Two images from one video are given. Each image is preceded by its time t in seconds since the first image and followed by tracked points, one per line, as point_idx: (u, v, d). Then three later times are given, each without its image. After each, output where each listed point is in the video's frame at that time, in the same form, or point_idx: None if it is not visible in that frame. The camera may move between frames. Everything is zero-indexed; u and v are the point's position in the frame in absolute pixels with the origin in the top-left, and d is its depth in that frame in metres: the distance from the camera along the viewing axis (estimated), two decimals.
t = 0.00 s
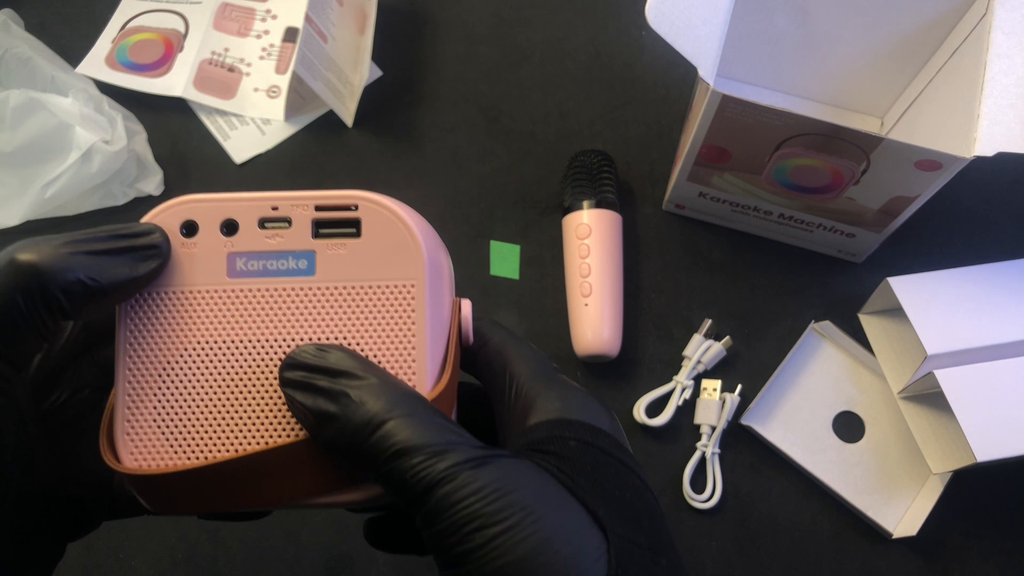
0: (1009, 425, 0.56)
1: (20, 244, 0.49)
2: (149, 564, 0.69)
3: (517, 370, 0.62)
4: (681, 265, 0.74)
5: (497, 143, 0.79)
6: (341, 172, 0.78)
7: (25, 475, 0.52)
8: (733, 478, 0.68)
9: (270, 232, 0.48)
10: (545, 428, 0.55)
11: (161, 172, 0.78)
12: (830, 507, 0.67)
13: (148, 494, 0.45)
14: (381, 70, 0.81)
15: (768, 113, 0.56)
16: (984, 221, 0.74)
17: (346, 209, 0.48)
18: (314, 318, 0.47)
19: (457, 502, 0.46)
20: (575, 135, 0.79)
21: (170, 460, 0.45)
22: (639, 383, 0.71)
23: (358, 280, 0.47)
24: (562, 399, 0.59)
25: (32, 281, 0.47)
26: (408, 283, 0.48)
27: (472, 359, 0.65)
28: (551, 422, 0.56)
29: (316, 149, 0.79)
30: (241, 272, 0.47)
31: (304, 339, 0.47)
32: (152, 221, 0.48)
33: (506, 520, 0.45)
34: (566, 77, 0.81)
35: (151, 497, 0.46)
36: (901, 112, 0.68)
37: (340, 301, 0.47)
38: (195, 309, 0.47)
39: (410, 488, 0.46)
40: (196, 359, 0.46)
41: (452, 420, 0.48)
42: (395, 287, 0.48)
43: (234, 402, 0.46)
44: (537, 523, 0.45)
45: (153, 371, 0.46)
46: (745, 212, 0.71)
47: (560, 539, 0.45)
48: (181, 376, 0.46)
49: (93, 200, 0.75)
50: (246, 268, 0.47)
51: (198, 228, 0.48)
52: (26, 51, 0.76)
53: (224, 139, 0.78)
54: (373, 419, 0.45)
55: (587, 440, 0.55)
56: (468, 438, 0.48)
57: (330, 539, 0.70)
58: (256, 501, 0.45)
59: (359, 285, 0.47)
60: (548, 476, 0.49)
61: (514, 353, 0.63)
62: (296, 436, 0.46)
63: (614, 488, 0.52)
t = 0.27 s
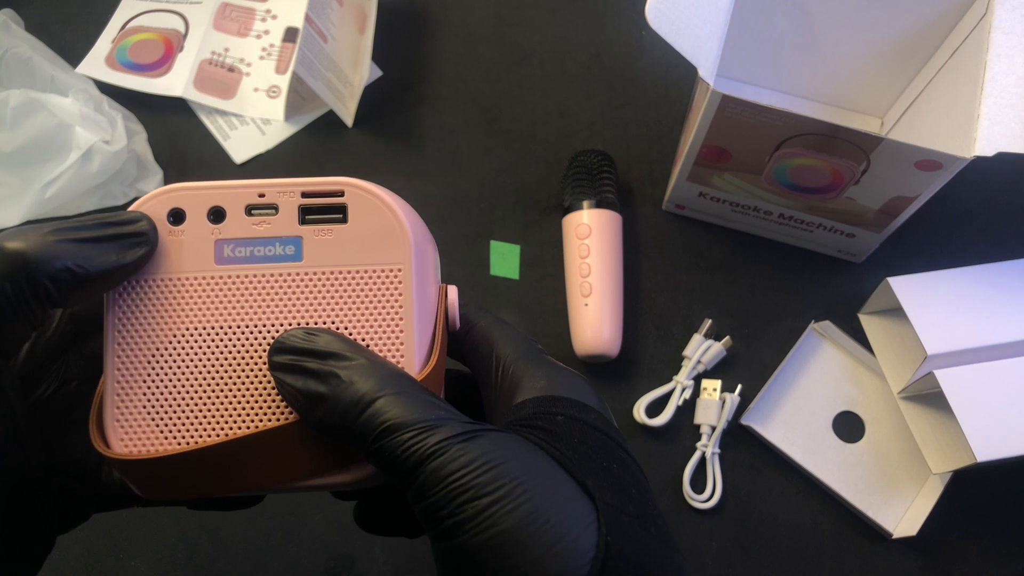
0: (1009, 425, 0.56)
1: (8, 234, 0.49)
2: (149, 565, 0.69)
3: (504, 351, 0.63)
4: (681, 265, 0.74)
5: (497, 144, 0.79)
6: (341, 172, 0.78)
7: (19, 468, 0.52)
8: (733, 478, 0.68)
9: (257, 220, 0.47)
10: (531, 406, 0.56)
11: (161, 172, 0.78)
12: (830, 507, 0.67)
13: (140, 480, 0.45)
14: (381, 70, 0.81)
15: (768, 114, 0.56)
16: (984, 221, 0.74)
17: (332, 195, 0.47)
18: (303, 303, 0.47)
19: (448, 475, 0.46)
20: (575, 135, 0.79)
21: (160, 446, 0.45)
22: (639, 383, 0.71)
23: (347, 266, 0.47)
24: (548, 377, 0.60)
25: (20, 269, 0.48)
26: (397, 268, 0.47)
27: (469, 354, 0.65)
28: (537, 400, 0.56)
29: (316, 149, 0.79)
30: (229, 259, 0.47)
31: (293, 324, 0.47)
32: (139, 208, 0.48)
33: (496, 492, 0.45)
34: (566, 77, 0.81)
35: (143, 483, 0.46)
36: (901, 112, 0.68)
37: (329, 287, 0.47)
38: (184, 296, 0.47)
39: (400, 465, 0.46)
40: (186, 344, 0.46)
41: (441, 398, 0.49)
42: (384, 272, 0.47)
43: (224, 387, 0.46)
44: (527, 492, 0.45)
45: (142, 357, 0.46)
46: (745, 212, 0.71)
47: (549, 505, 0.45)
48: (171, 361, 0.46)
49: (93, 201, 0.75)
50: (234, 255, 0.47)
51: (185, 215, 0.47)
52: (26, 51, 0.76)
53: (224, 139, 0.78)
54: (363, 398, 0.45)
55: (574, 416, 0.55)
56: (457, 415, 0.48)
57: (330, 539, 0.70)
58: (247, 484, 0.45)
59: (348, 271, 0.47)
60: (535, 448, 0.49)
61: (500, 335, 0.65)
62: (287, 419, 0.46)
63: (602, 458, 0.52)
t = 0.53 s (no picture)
0: (1010, 425, 0.56)
1: (14, 229, 0.49)
2: (149, 565, 0.69)
3: (504, 344, 0.63)
4: (681, 265, 0.74)
5: (497, 144, 0.79)
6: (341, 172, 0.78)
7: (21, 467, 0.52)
8: (733, 478, 0.68)
9: (258, 214, 0.47)
10: (530, 397, 0.57)
11: (161, 173, 0.78)
12: (830, 507, 0.67)
13: (144, 472, 0.45)
14: (381, 70, 0.81)
15: (768, 114, 0.56)
16: (983, 222, 0.74)
17: (334, 190, 0.47)
18: (304, 297, 0.47)
19: (450, 465, 0.46)
20: (574, 135, 0.79)
21: (163, 439, 0.45)
22: (639, 383, 0.71)
23: (348, 260, 0.47)
24: (547, 368, 0.61)
25: (26, 263, 0.48)
26: (397, 262, 0.47)
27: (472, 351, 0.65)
28: (537, 390, 0.58)
29: (316, 149, 0.79)
30: (230, 253, 0.46)
31: (294, 318, 0.47)
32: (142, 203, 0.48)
33: (496, 480, 0.46)
34: (566, 78, 0.81)
35: (147, 475, 0.46)
36: (901, 112, 0.68)
37: (330, 281, 0.47)
38: (186, 289, 0.46)
39: (402, 455, 0.47)
40: (188, 338, 0.46)
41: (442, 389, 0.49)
42: (385, 266, 0.47)
43: (226, 380, 0.46)
44: (528, 481, 0.46)
45: (145, 351, 0.46)
46: (745, 212, 0.71)
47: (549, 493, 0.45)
48: (174, 356, 0.46)
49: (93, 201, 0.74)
50: (235, 249, 0.47)
51: (187, 210, 0.47)
52: (26, 51, 0.76)
53: (224, 139, 0.78)
54: (365, 390, 0.46)
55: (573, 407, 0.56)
56: (457, 406, 0.49)
57: (330, 540, 0.70)
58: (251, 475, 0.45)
59: (349, 266, 0.47)
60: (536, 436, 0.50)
61: (499, 327, 0.65)
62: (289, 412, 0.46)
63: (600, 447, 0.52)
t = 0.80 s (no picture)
0: (1010, 426, 0.56)
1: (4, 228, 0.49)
2: (149, 565, 0.69)
3: (493, 339, 0.64)
4: (681, 265, 0.74)
5: (497, 144, 0.79)
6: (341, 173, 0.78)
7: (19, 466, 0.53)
8: (733, 478, 0.68)
9: (247, 212, 0.47)
10: (519, 391, 0.57)
11: (161, 172, 0.78)
12: (830, 507, 0.67)
13: (134, 469, 0.45)
14: (381, 70, 0.81)
15: (769, 114, 0.56)
16: (983, 221, 0.74)
17: (322, 187, 0.47)
18: (293, 294, 0.47)
19: (437, 461, 0.46)
20: (574, 135, 0.79)
21: (152, 437, 0.45)
22: (639, 383, 0.71)
23: (336, 258, 0.47)
24: (537, 362, 0.61)
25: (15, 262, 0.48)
26: (385, 260, 0.47)
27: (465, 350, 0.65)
28: (526, 384, 0.58)
29: (316, 149, 0.79)
30: (219, 251, 0.46)
31: (283, 315, 0.47)
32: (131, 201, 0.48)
33: (484, 475, 0.46)
34: (566, 77, 0.81)
35: (136, 472, 0.46)
36: (901, 112, 0.68)
37: (319, 279, 0.47)
38: (174, 288, 0.46)
39: (390, 452, 0.47)
40: (177, 336, 0.46)
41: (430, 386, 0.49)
42: (373, 264, 0.47)
43: (215, 377, 0.46)
44: (515, 476, 0.46)
45: (134, 348, 0.46)
46: (745, 212, 0.71)
47: (537, 489, 0.46)
48: (162, 353, 0.46)
49: (93, 201, 0.74)
50: (224, 247, 0.47)
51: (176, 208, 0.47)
52: (26, 51, 0.76)
53: (224, 139, 0.78)
54: (353, 387, 0.45)
55: (562, 400, 0.56)
56: (445, 402, 0.49)
57: (330, 539, 0.70)
58: (239, 472, 0.45)
59: (337, 263, 0.47)
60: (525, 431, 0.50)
61: (491, 324, 0.65)
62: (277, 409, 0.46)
63: (589, 441, 0.53)
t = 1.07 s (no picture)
0: (1010, 425, 0.56)
1: None
2: (149, 565, 0.69)
3: (481, 336, 0.64)
4: (682, 265, 0.74)
5: (497, 144, 0.79)
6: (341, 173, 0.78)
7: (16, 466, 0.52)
8: (733, 478, 0.68)
9: (237, 210, 0.47)
10: (506, 388, 0.57)
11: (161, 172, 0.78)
12: (830, 507, 0.67)
13: (124, 465, 0.45)
14: (381, 70, 0.81)
15: (769, 114, 0.56)
16: (983, 222, 0.74)
17: (313, 186, 0.47)
18: (283, 292, 0.47)
19: (424, 455, 0.47)
20: (575, 135, 0.79)
21: (142, 434, 0.45)
22: (639, 383, 0.71)
23: (327, 256, 0.47)
24: (526, 360, 0.61)
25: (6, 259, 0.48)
26: (375, 259, 0.47)
27: (462, 350, 0.64)
28: (513, 381, 0.58)
29: (316, 149, 0.79)
30: (209, 249, 0.46)
31: (273, 313, 0.47)
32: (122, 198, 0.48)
33: (471, 469, 0.46)
34: (566, 78, 0.81)
35: (126, 468, 0.46)
36: (901, 112, 0.68)
37: (309, 277, 0.47)
38: (165, 285, 0.46)
39: (377, 447, 0.47)
40: (167, 333, 0.46)
41: (418, 382, 0.49)
42: (362, 262, 0.47)
43: (205, 374, 0.46)
44: (502, 470, 0.47)
45: (125, 345, 0.46)
46: (744, 212, 0.71)
47: (523, 483, 0.46)
48: (152, 350, 0.46)
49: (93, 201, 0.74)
50: (214, 245, 0.47)
51: (167, 205, 0.47)
52: (25, 51, 0.76)
53: (224, 139, 0.78)
54: (341, 382, 0.46)
55: (549, 397, 0.56)
56: (432, 398, 0.49)
57: (330, 540, 0.70)
58: (228, 469, 0.45)
59: (327, 261, 0.47)
60: (512, 427, 0.50)
61: (480, 322, 0.65)
62: (267, 405, 0.46)
63: (575, 437, 0.53)
